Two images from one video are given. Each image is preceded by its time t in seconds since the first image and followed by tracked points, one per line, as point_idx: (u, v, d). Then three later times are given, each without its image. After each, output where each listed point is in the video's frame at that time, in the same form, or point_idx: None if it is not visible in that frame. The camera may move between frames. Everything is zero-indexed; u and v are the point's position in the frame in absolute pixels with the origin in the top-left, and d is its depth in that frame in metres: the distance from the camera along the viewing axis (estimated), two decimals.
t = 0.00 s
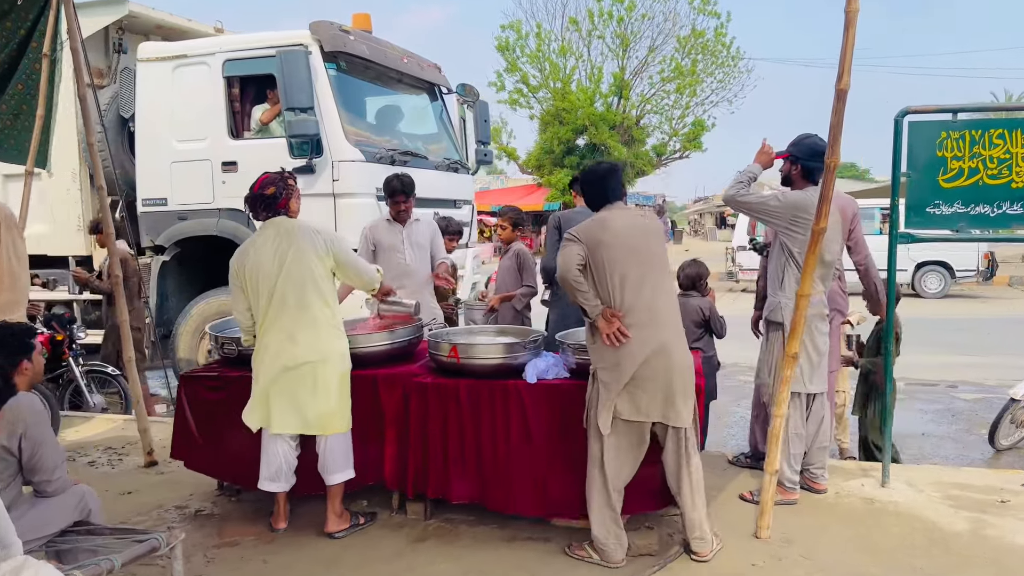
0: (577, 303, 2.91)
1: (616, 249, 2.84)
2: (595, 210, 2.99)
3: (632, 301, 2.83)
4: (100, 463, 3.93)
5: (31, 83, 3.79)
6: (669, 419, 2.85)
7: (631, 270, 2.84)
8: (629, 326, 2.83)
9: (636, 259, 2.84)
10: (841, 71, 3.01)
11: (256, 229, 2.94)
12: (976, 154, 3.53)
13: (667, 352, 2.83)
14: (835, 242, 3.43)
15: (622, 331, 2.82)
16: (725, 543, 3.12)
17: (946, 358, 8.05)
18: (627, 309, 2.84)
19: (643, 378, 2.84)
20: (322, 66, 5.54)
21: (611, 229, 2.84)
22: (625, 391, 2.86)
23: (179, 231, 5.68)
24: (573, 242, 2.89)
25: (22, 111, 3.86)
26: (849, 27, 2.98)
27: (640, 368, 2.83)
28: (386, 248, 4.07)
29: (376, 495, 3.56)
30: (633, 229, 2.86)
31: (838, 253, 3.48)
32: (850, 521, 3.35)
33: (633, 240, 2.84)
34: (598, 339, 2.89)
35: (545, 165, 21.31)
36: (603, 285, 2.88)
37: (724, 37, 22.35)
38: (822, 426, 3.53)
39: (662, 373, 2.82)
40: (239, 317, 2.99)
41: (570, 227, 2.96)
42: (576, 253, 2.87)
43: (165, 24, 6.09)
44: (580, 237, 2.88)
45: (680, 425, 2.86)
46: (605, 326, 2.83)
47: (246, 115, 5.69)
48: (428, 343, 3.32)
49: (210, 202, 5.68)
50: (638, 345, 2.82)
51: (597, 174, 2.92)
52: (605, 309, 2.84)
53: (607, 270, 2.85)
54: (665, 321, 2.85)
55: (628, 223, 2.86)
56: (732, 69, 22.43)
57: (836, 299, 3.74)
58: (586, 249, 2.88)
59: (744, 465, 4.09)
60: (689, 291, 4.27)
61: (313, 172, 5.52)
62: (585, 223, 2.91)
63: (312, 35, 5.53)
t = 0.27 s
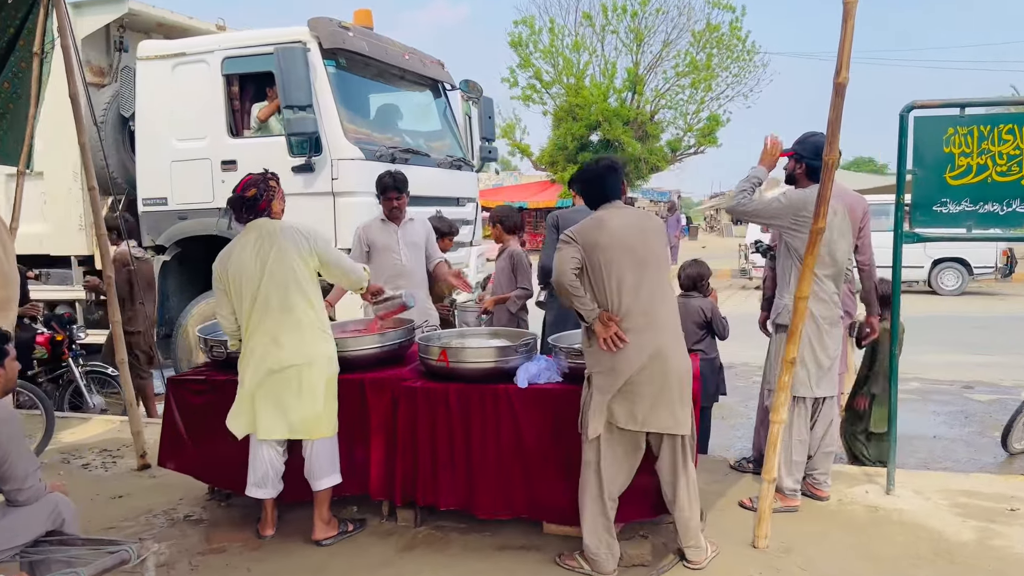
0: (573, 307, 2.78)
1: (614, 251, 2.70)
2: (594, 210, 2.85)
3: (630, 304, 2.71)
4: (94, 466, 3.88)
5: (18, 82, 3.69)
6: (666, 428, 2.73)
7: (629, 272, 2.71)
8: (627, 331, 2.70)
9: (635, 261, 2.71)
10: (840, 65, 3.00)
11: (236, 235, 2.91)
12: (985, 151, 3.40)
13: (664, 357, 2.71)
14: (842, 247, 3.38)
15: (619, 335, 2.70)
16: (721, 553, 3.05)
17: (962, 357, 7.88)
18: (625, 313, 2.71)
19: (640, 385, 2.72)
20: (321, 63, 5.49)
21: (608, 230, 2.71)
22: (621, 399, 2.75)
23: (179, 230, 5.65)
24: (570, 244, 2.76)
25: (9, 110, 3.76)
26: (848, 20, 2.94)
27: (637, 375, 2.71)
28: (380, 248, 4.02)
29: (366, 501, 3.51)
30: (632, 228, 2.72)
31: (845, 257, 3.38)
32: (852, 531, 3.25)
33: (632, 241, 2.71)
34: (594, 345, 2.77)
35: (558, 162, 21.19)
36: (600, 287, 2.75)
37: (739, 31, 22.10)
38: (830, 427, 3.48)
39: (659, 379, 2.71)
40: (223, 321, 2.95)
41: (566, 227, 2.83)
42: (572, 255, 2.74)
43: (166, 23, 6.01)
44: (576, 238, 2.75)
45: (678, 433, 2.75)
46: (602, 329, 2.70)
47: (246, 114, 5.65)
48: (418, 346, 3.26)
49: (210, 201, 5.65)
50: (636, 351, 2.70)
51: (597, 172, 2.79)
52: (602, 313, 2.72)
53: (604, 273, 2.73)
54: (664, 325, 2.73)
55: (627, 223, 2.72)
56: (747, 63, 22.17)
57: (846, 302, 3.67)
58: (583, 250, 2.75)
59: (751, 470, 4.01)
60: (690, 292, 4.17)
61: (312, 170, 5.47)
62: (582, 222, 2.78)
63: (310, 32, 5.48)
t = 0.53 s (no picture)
0: (585, 301, 2.70)
1: (630, 244, 2.63)
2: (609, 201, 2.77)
3: (644, 298, 2.63)
4: (97, 463, 3.88)
5: (11, 74, 3.62)
6: (676, 428, 2.65)
7: (645, 265, 2.63)
8: (640, 327, 2.63)
9: (651, 254, 2.63)
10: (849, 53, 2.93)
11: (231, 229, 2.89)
12: (1003, 142, 3.29)
13: (676, 355, 2.63)
14: (856, 243, 3.28)
15: (631, 331, 2.62)
16: (726, 557, 2.97)
17: (981, 355, 7.72)
18: (639, 308, 2.63)
19: (652, 384, 2.63)
20: (326, 56, 5.44)
21: (625, 222, 2.63)
22: (632, 398, 2.66)
23: (186, 226, 5.64)
24: (585, 235, 2.68)
25: None
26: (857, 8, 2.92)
27: (649, 373, 2.62)
28: (383, 243, 3.96)
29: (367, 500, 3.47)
30: (649, 221, 2.64)
31: (858, 254, 3.29)
32: (863, 534, 3.16)
33: (648, 234, 2.63)
34: (606, 340, 2.69)
35: (572, 156, 21.05)
36: (614, 281, 2.68)
37: (756, 24, 21.83)
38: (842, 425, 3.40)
39: (670, 378, 2.62)
40: (217, 318, 2.93)
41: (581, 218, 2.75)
42: (588, 246, 2.66)
43: (173, 17, 5.96)
44: (591, 229, 2.68)
45: (688, 433, 2.66)
46: (613, 325, 2.63)
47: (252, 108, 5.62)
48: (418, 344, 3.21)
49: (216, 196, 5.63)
50: (649, 347, 2.61)
51: (623, 162, 2.70)
52: (614, 308, 2.64)
53: (619, 266, 2.65)
54: (678, 321, 2.65)
55: (644, 215, 2.65)
56: (764, 56, 21.90)
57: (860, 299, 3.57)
58: (598, 241, 2.67)
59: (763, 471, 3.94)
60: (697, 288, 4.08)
61: (318, 165, 5.43)
62: (598, 213, 2.70)
63: (316, 26, 5.42)
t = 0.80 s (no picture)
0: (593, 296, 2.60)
1: (640, 238, 2.52)
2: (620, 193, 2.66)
3: (654, 294, 2.52)
4: (100, 461, 3.84)
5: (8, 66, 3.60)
6: (687, 430, 2.53)
7: (655, 260, 2.52)
8: (650, 324, 2.52)
9: (662, 248, 2.52)
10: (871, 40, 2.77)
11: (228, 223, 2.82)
12: None
13: (686, 353, 2.52)
14: (878, 239, 3.14)
15: (640, 328, 2.51)
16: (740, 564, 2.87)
17: (1006, 354, 7.51)
18: (649, 304, 2.53)
19: (662, 384, 2.52)
20: (335, 49, 5.36)
21: (636, 214, 2.53)
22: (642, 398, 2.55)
23: (194, 221, 5.61)
24: (594, 227, 2.57)
25: None
26: None
27: (659, 373, 2.52)
28: (390, 239, 3.87)
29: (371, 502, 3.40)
30: (660, 214, 2.54)
31: (880, 249, 3.16)
32: (883, 541, 3.04)
33: (660, 228, 2.52)
34: (613, 337, 2.58)
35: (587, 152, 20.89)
36: (623, 275, 2.57)
37: (774, 17, 21.53)
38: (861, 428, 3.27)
39: (681, 377, 2.52)
40: (211, 312, 2.85)
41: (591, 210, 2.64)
42: (597, 239, 2.55)
43: (182, 11, 5.93)
44: (601, 221, 2.57)
45: (699, 436, 2.55)
46: (621, 321, 2.52)
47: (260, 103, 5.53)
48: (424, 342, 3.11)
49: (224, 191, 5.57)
50: (660, 345, 2.51)
51: (637, 153, 2.59)
52: (622, 303, 2.53)
53: (628, 260, 2.55)
54: (690, 318, 2.54)
55: (655, 208, 2.54)
56: (783, 50, 21.59)
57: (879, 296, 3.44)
58: (608, 234, 2.57)
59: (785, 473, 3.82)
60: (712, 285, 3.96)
61: (327, 160, 5.34)
62: (608, 205, 2.60)
63: (325, 18, 5.34)
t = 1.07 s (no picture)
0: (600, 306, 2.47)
1: (651, 246, 2.39)
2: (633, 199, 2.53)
3: (665, 304, 2.39)
4: (103, 470, 3.77)
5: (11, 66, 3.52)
6: (700, 446, 2.40)
7: (667, 269, 2.39)
8: (661, 336, 2.39)
9: (674, 256, 2.39)
10: (901, 38, 2.58)
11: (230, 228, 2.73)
12: None
13: (699, 365, 2.38)
14: (905, 245, 3.00)
15: (649, 340, 2.39)
16: None
17: None
18: (660, 315, 2.40)
19: (673, 399, 2.40)
20: (345, 49, 5.27)
21: (648, 221, 2.40)
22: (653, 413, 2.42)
23: (205, 224, 5.55)
24: (603, 235, 2.45)
25: None
26: None
27: (671, 388, 2.39)
28: (397, 243, 3.77)
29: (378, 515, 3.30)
30: (673, 221, 2.40)
31: (908, 257, 3.01)
32: (912, 563, 2.90)
33: (673, 235, 2.39)
34: (622, 349, 2.45)
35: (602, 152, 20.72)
36: (633, 285, 2.45)
37: (791, 15, 21.25)
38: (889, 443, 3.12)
39: (695, 391, 2.39)
40: (208, 319, 2.76)
41: (601, 216, 2.52)
42: (606, 247, 2.43)
43: (193, 10, 5.87)
44: (611, 229, 2.45)
45: (714, 454, 2.42)
46: (630, 333, 2.40)
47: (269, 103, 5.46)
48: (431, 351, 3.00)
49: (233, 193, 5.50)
50: (671, 357, 2.38)
51: (650, 155, 2.45)
52: (632, 314, 2.41)
53: (638, 269, 2.42)
54: (703, 330, 2.40)
55: (667, 215, 2.41)
56: (800, 49, 21.31)
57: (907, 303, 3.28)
58: (618, 242, 2.44)
59: (808, 488, 3.67)
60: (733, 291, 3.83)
61: (337, 161, 5.26)
62: (619, 211, 2.47)
63: (336, 17, 5.25)
